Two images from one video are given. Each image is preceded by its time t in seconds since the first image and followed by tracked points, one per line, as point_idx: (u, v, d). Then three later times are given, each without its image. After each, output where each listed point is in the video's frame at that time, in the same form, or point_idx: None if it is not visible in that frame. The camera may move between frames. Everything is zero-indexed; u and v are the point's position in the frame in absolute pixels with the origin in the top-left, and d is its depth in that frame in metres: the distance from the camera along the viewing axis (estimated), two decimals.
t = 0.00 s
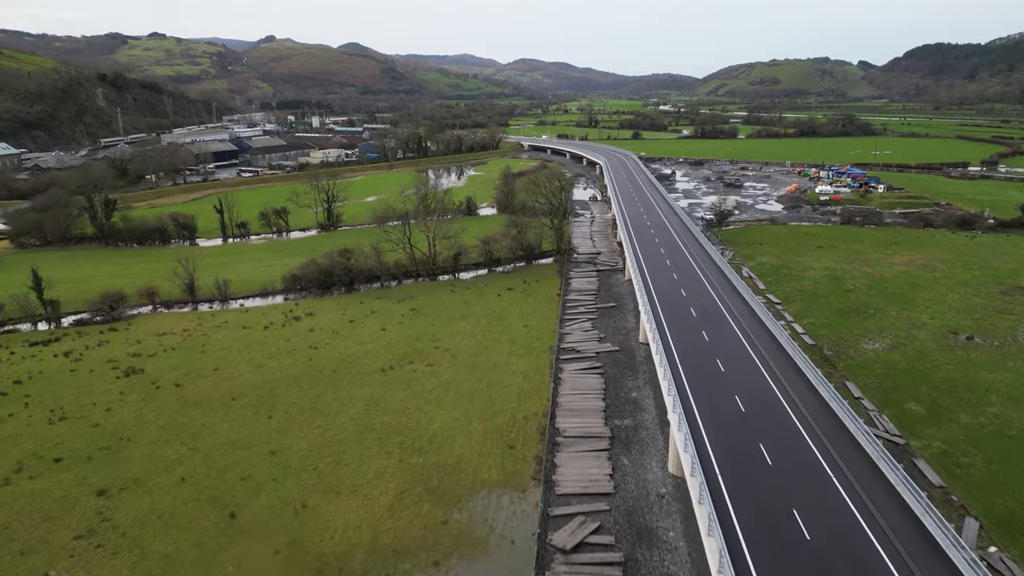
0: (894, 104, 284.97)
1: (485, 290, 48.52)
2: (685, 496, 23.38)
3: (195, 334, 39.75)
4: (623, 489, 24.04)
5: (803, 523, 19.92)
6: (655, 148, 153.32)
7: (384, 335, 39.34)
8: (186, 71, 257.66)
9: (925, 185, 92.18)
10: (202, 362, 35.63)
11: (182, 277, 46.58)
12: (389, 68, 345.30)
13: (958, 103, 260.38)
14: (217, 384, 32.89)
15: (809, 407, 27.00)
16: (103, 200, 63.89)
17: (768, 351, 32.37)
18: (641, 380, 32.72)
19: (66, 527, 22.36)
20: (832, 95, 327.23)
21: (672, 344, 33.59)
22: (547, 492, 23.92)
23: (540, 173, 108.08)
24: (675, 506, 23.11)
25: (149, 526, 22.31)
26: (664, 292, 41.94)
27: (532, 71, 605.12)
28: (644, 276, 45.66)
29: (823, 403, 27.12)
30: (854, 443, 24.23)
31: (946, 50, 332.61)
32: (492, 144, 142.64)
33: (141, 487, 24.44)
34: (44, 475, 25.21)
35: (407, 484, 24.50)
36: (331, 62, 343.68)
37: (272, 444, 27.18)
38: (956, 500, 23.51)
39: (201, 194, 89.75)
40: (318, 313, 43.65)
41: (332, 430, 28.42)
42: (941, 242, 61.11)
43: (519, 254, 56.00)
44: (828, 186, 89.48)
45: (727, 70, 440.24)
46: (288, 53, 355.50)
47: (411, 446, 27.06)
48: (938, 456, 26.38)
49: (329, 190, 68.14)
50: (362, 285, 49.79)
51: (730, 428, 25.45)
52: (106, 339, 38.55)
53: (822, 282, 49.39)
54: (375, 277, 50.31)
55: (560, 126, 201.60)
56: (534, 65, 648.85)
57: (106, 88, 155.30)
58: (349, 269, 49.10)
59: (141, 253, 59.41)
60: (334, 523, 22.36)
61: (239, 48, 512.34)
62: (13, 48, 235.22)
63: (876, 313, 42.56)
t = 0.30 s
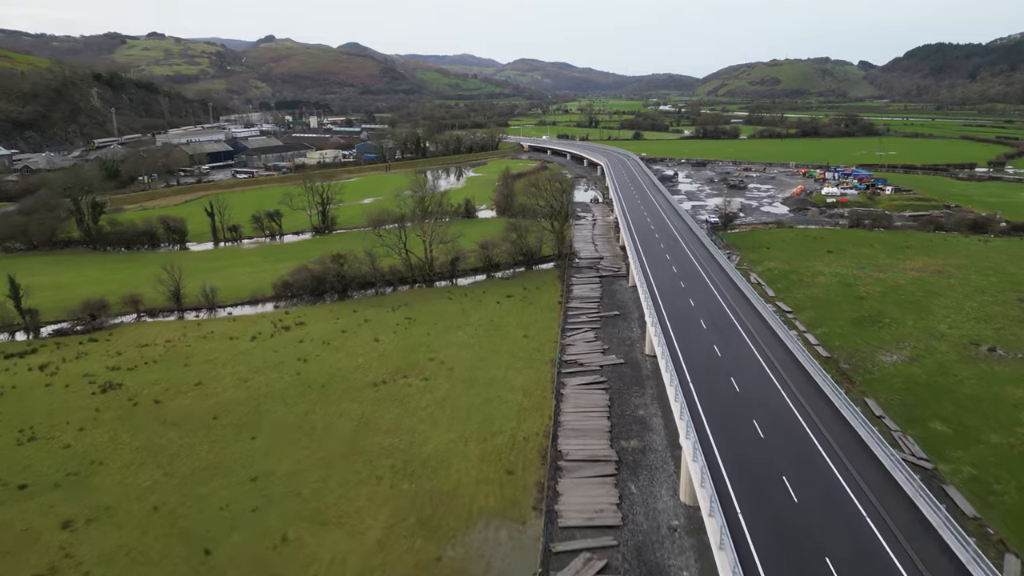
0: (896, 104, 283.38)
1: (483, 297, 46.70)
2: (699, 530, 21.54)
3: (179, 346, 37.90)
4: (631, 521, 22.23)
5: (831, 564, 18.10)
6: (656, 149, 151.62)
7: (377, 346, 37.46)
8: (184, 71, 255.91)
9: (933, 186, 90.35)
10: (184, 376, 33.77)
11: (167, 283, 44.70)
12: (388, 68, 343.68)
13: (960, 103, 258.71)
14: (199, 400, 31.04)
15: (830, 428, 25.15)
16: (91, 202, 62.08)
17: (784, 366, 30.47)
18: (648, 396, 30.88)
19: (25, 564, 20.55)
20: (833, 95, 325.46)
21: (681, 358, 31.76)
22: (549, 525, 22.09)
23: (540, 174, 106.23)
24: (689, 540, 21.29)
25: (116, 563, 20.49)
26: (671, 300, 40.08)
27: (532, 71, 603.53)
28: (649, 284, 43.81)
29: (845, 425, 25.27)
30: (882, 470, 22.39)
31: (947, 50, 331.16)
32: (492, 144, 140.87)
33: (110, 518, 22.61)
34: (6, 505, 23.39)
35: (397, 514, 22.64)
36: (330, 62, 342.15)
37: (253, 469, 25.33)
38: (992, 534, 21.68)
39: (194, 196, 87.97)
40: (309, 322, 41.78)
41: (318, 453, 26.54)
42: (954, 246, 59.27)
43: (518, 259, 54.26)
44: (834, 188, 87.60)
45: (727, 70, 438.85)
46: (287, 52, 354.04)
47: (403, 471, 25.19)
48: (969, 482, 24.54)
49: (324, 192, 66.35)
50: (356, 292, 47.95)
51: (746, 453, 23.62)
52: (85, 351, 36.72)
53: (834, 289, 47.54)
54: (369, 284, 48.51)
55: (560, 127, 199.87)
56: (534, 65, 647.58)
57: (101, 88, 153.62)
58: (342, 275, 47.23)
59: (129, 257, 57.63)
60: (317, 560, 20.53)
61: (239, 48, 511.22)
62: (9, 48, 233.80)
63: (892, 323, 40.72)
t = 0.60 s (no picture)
0: (898, 104, 281.74)
1: (481, 304, 44.83)
2: (715, 570, 19.70)
3: (162, 357, 36.01)
4: (641, 558, 20.44)
5: None
6: (658, 149, 149.83)
7: (369, 359, 35.60)
8: (182, 71, 254.08)
9: (941, 188, 88.53)
10: (164, 391, 31.87)
11: (151, 291, 42.78)
12: (387, 69, 342.17)
13: (963, 103, 256.91)
14: (179, 419, 29.19)
15: (855, 453, 23.29)
16: (77, 205, 60.23)
17: (801, 383, 28.56)
18: (656, 415, 28.99)
19: None
20: (834, 95, 323.73)
21: (690, 374, 29.86)
22: (552, 563, 20.27)
23: (540, 175, 104.29)
24: None
25: None
26: (678, 310, 38.20)
27: (533, 71, 602.51)
28: (655, 291, 41.91)
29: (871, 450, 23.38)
30: (914, 503, 20.55)
31: (948, 49, 329.73)
32: (492, 145, 139.09)
33: (74, 554, 20.78)
34: None
35: (386, 551, 20.80)
36: (329, 62, 340.66)
37: (232, 498, 23.47)
38: None
39: (187, 198, 86.16)
40: (299, 331, 39.93)
41: (303, 479, 24.69)
42: (967, 251, 57.41)
43: (517, 265, 52.46)
44: (840, 189, 85.87)
45: (728, 70, 437.35)
46: (286, 52, 352.45)
47: (393, 500, 23.33)
48: (1005, 513, 22.68)
49: (318, 195, 64.57)
50: (349, 299, 46.13)
51: (764, 482, 21.77)
52: (61, 364, 34.86)
53: (846, 296, 45.71)
54: (363, 291, 46.65)
55: (561, 127, 198.15)
56: (534, 65, 646.69)
57: (96, 88, 151.87)
58: (335, 282, 45.35)
59: (116, 262, 55.82)
60: None
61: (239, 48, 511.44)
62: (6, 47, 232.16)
63: (910, 333, 38.86)
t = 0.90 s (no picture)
0: (900, 104, 280.01)
1: (479, 313, 42.99)
2: None
3: (142, 371, 34.15)
4: None
5: None
6: (659, 150, 148.10)
7: (361, 373, 33.69)
8: (179, 70, 252.23)
9: (950, 190, 86.79)
10: (142, 409, 30.00)
11: (134, 299, 40.91)
12: (387, 69, 340.52)
13: (966, 103, 255.21)
14: (156, 440, 27.32)
15: (884, 483, 21.42)
16: (63, 208, 58.38)
17: (820, 403, 26.68)
18: (665, 436, 27.11)
19: None
20: (836, 95, 321.94)
21: (702, 392, 27.95)
22: None
23: (540, 177, 102.30)
24: None
25: None
26: (686, 321, 36.31)
27: (532, 71, 601.23)
28: (661, 300, 40.00)
29: (902, 479, 21.51)
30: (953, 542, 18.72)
31: (950, 49, 328.23)
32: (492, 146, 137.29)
33: None
34: None
35: None
36: (328, 62, 338.84)
37: (208, 532, 21.62)
38: None
39: (179, 200, 84.40)
40: (288, 343, 38.05)
41: (285, 510, 22.83)
42: (982, 256, 55.63)
43: (517, 271, 50.68)
44: (847, 191, 84.08)
45: (728, 70, 435.65)
46: (285, 52, 350.44)
47: (382, 534, 21.48)
48: None
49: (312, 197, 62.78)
50: (342, 307, 44.29)
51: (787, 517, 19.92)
52: (35, 379, 33.00)
53: (860, 304, 43.89)
54: (356, 298, 44.78)
55: (561, 127, 196.45)
56: (534, 65, 644.89)
57: (90, 88, 150.19)
58: (327, 289, 43.45)
59: (101, 267, 53.92)
60: None
61: (238, 48, 509.46)
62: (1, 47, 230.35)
63: (929, 345, 37.04)
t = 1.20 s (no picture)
0: (901, 104, 278.28)
1: (478, 322, 41.15)
2: None
3: (120, 386, 32.27)
4: None
5: None
6: (661, 150, 146.31)
7: (351, 389, 31.80)
8: (177, 70, 250.60)
9: (959, 192, 85.01)
10: (116, 429, 28.13)
11: (116, 309, 39.04)
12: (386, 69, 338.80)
13: (968, 103, 253.58)
14: (129, 465, 25.44)
15: (919, 519, 19.56)
16: (48, 211, 56.54)
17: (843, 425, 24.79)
18: (676, 462, 25.25)
19: None
20: (836, 96, 320.52)
21: (715, 412, 26.07)
22: None
23: (541, 178, 100.48)
24: None
25: None
26: (695, 332, 34.49)
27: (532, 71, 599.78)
28: (668, 310, 38.10)
29: (938, 514, 19.64)
30: None
31: (951, 50, 326.78)
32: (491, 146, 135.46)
33: None
34: None
35: None
36: (327, 62, 336.96)
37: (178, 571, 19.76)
38: None
39: (171, 203, 82.68)
40: (276, 355, 36.18)
41: (264, 544, 20.96)
42: (997, 261, 53.86)
43: (517, 277, 48.84)
44: (855, 193, 82.23)
45: (729, 70, 433.97)
46: (284, 52, 348.63)
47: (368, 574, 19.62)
48: None
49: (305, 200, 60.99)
50: (334, 316, 42.46)
51: (814, 558, 18.07)
52: (7, 395, 31.12)
53: (875, 313, 42.09)
54: (349, 307, 42.93)
55: (561, 128, 194.69)
56: (534, 65, 643.40)
57: (85, 88, 148.45)
58: (318, 296, 41.60)
59: (86, 273, 52.15)
60: None
61: (238, 47, 508.79)
62: None
63: (950, 358, 35.26)
